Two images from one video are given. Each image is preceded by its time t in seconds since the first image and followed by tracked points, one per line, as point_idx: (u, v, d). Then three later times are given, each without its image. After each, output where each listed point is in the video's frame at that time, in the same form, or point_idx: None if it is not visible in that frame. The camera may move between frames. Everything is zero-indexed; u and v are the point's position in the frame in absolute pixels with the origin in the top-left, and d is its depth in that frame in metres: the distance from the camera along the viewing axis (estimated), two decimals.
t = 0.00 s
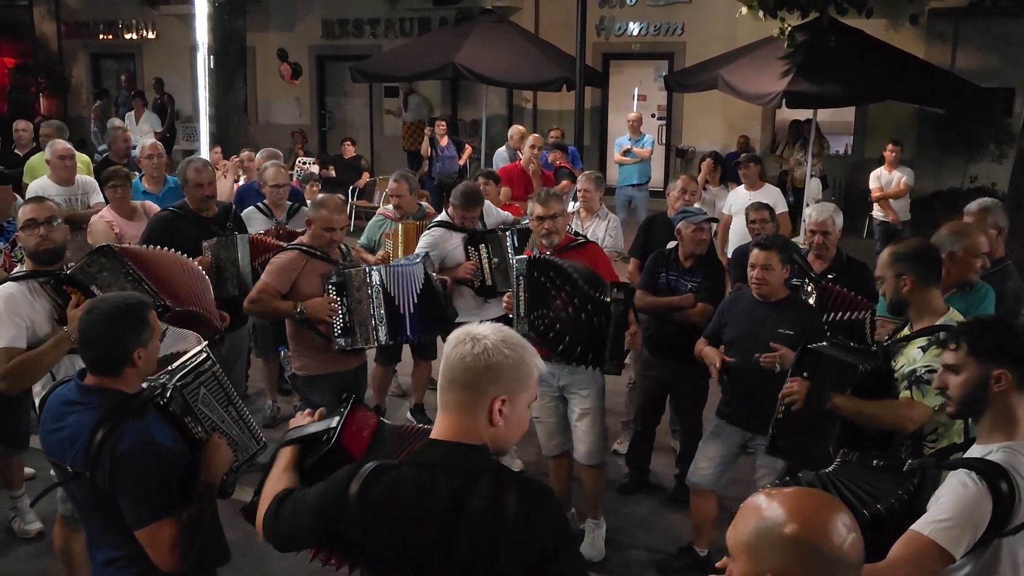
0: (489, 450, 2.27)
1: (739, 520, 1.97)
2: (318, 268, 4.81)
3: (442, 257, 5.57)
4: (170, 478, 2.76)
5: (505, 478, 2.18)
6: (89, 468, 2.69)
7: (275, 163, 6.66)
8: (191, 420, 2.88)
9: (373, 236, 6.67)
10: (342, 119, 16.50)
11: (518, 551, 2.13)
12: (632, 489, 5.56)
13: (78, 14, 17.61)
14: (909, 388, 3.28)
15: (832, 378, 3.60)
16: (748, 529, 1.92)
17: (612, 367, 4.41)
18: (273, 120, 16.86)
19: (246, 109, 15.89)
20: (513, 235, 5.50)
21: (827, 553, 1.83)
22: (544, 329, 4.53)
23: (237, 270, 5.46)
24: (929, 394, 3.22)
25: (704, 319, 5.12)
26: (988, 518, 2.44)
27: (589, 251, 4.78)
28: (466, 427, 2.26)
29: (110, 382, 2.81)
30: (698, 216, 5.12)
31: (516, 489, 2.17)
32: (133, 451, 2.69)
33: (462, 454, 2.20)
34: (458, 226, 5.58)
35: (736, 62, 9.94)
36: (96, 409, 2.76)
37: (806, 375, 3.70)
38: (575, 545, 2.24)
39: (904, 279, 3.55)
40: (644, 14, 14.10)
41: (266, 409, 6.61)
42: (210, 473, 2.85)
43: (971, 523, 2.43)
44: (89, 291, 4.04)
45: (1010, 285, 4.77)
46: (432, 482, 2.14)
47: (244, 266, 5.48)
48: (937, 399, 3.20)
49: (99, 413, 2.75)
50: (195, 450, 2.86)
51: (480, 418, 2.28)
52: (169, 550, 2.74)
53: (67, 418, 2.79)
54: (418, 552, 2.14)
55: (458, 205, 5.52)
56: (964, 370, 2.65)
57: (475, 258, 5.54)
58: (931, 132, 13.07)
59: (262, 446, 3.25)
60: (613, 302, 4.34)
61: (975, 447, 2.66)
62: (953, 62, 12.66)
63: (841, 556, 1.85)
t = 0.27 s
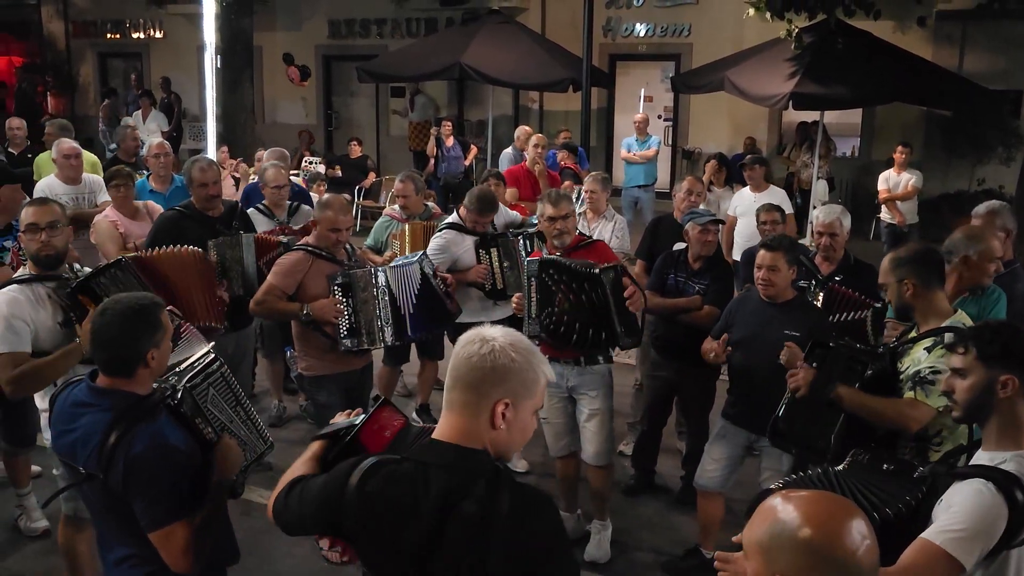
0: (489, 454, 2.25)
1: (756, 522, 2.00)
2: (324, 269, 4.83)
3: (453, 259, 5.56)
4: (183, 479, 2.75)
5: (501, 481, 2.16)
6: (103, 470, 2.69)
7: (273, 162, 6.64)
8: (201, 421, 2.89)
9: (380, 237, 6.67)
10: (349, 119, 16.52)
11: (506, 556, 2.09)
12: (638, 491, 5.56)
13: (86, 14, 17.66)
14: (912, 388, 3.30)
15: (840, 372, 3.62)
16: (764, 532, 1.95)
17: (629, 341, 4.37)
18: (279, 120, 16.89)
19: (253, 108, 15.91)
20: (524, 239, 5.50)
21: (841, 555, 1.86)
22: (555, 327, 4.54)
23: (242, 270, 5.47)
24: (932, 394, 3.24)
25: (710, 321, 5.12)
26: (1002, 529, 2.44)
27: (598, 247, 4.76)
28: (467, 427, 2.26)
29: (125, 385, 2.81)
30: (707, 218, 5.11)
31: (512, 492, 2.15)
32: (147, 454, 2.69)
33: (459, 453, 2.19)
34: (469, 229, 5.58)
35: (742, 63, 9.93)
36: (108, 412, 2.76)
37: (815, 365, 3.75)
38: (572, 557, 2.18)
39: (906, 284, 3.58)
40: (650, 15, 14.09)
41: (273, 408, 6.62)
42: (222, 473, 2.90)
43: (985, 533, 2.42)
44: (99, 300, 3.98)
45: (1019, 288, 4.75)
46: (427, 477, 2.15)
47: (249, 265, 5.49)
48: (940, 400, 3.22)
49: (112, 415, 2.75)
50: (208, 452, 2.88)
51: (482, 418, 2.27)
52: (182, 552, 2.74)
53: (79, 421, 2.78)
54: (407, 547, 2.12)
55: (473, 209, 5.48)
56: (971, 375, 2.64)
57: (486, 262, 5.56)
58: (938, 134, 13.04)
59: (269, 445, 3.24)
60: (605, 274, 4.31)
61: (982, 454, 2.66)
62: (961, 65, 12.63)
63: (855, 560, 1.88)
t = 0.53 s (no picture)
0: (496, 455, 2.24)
1: (767, 527, 2.03)
2: (329, 271, 4.83)
3: (462, 261, 5.58)
4: (195, 482, 2.75)
5: (509, 483, 2.17)
6: (116, 471, 2.70)
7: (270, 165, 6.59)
8: (212, 423, 2.89)
9: (386, 239, 6.67)
10: (354, 120, 16.54)
11: (513, 558, 2.10)
12: (644, 494, 5.55)
13: (93, 14, 17.69)
14: (915, 394, 3.32)
15: (846, 373, 3.65)
16: (775, 536, 1.98)
17: (633, 320, 4.58)
18: (284, 121, 16.91)
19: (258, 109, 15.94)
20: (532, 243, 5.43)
21: (853, 558, 1.89)
22: (566, 327, 4.55)
23: (247, 270, 5.48)
24: (936, 400, 3.25)
25: (717, 325, 5.12)
26: (1014, 540, 2.44)
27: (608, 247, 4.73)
28: (477, 428, 2.25)
29: (142, 386, 2.82)
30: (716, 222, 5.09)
31: (518, 494, 2.15)
32: (159, 456, 2.69)
33: (468, 455, 2.18)
34: (479, 233, 5.60)
35: (749, 67, 9.92)
36: (120, 413, 2.76)
37: (822, 366, 3.74)
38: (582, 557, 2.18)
39: (911, 289, 3.58)
40: (656, 18, 14.09)
41: (278, 410, 6.62)
42: (232, 477, 2.87)
43: (997, 544, 2.42)
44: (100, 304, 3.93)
45: None
46: (435, 481, 2.14)
47: (253, 266, 5.51)
48: (945, 406, 3.24)
49: (124, 416, 2.75)
50: (218, 453, 2.89)
51: (492, 418, 2.27)
52: (193, 553, 2.75)
53: (92, 421, 2.78)
54: (415, 550, 2.13)
55: (484, 213, 5.50)
56: (988, 382, 2.64)
57: (494, 265, 5.55)
58: (944, 138, 13.02)
59: (277, 447, 3.24)
60: (594, 257, 4.54)
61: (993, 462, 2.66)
62: (967, 69, 12.62)
63: (865, 565, 1.91)
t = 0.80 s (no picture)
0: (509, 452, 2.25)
1: (771, 529, 2.03)
2: (333, 271, 4.84)
3: (468, 261, 5.59)
4: (202, 482, 2.74)
5: (526, 481, 2.17)
6: (123, 468, 2.71)
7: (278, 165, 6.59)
8: (220, 422, 2.90)
9: (391, 240, 6.66)
10: (358, 121, 16.56)
11: (539, 554, 2.10)
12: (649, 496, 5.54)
13: (98, 14, 17.75)
14: (920, 398, 3.33)
15: (850, 377, 3.60)
16: (778, 538, 1.98)
17: (633, 310, 4.53)
18: (289, 121, 16.94)
19: (263, 109, 15.96)
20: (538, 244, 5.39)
21: (856, 559, 1.89)
22: (575, 327, 4.55)
23: (251, 271, 5.53)
24: (941, 404, 3.27)
25: (720, 327, 5.11)
26: None
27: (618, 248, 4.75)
28: (489, 426, 2.25)
29: (150, 384, 2.82)
30: (719, 224, 5.08)
31: (537, 490, 2.16)
32: (167, 454, 2.69)
33: (482, 454, 2.19)
34: (486, 233, 5.62)
35: (753, 69, 9.91)
36: (129, 410, 2.77)
37: (827, 370, 3.66)
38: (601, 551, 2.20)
39: (915, 292, 3.57)
40: (660, 19, 14.09)
41: (282, 409, 6.62)
42: (238, 483, 2.84)
43: (1011, 547, 2.44)
44: (104, 320, 3.95)
45: None
46: (453, 483, 2.13)
47: (259, 267, 5.55)
48: (951, 409, 3.26)
49: (133, 414, 2.76)
50: (225, 454, 2.88)
51: (503, 415, 2.27)
52: (199, 552, 2.73)
53: (101, 419, 2.80)
54: (435, 558, 2.08)
55: (492, 213, 5.51)
56: (1004, 384, 2.65)
57: (500, 266, 5.56)
58: (949, 141, 13.00)
59: (283, 449, 3.23)
60: (592, 254, 4.53)
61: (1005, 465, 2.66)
62: (972, 72, 12.60)
63: (867, 565, 1.91)
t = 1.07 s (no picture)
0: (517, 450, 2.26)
1: (772, 529, 2.03)
2: (336, 271, 4.84)
3: (473, 261, 5.56)
4: (206, 481, 2.75)
5: (539, 476, 2.18)
6: (126, 467, 2.71)
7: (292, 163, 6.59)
8: (224, 421, 2.91)
9: (394, 240, 6.67)
10: (362, 121, 16.57)
11: (559, 548, 2.10)
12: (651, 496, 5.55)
13: (102, 13, 17.76)
14: (924, 403, 3.36)
15: (853, 381, 3.60)
16: (779, 538, 1.98)
17: (630, 303, 4.41)
18: (292, 121, 16.95)
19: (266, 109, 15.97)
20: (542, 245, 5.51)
21: (857, 558, 1.89)
22: (579, 329, 4.54)
23: (255, 270, 5.55)
24: (945, 410, 3.29)
25: (722, 327, 5.12)
26: None
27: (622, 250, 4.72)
28: (498, 424, 2.26)
29: (153, 382, 2.83)
30: (719, 224, 5.09)
31: (552, 484, 2.17)
32: (170, 453, 2.70)
33: (491, 453, 2.19)
34: (491, 233, 5.61)
35: (757, 70, 9.91)
36: (134, 409, 2.78)
37: (831, 375, 3.67)
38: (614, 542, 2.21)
39: (918, 295, 3.58)
40: (664, 20, 14.09)
41: (286, 409, 6.63)
42: (244, 476, 2.86)
43: None
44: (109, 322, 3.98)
45: None
46: (468, 485, 2.12)
47: (263, 267, 5.57)
48: (955, 414, 3.28)
49: (136, 413, 2.77)
50: (229, 454, 2.89)
51: (511, 414, 2.29)
52: (200, 552, 2.74)
53: (105, 417, 2.80)
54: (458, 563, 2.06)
55: (499, 213, 5.50)
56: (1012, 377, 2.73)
57: (505, 267, 5.58)
58: (953, 143, 12.98)
59: (288, 449, 3.23)
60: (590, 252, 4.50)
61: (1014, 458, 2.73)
62: (976, 74, 12.61)
63: (867, 566, 1.91)
